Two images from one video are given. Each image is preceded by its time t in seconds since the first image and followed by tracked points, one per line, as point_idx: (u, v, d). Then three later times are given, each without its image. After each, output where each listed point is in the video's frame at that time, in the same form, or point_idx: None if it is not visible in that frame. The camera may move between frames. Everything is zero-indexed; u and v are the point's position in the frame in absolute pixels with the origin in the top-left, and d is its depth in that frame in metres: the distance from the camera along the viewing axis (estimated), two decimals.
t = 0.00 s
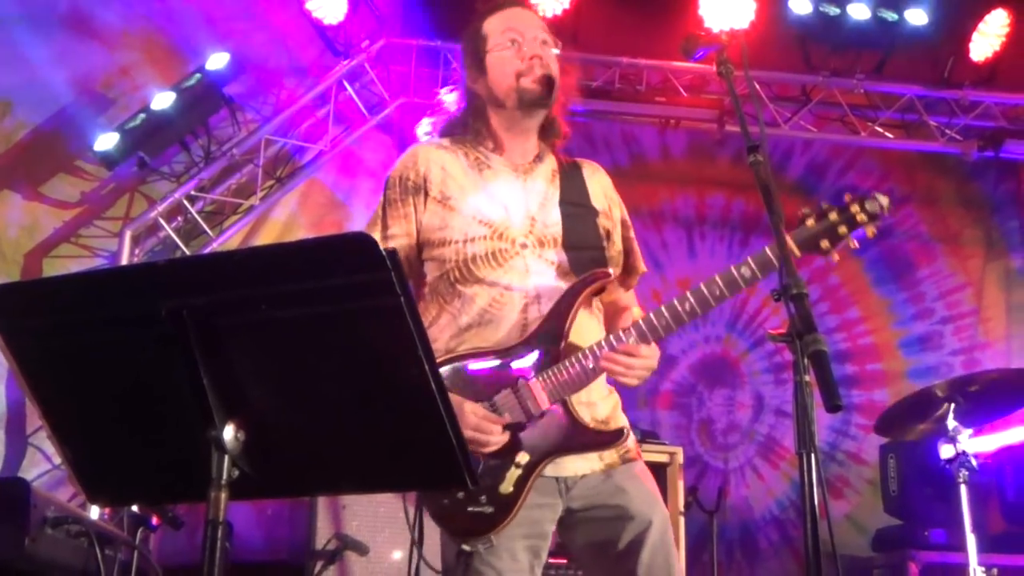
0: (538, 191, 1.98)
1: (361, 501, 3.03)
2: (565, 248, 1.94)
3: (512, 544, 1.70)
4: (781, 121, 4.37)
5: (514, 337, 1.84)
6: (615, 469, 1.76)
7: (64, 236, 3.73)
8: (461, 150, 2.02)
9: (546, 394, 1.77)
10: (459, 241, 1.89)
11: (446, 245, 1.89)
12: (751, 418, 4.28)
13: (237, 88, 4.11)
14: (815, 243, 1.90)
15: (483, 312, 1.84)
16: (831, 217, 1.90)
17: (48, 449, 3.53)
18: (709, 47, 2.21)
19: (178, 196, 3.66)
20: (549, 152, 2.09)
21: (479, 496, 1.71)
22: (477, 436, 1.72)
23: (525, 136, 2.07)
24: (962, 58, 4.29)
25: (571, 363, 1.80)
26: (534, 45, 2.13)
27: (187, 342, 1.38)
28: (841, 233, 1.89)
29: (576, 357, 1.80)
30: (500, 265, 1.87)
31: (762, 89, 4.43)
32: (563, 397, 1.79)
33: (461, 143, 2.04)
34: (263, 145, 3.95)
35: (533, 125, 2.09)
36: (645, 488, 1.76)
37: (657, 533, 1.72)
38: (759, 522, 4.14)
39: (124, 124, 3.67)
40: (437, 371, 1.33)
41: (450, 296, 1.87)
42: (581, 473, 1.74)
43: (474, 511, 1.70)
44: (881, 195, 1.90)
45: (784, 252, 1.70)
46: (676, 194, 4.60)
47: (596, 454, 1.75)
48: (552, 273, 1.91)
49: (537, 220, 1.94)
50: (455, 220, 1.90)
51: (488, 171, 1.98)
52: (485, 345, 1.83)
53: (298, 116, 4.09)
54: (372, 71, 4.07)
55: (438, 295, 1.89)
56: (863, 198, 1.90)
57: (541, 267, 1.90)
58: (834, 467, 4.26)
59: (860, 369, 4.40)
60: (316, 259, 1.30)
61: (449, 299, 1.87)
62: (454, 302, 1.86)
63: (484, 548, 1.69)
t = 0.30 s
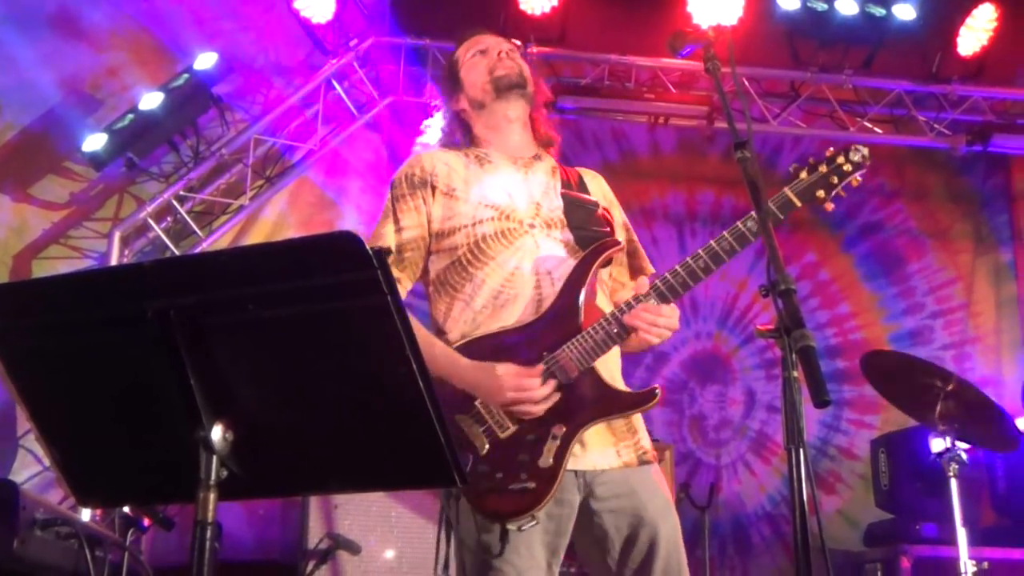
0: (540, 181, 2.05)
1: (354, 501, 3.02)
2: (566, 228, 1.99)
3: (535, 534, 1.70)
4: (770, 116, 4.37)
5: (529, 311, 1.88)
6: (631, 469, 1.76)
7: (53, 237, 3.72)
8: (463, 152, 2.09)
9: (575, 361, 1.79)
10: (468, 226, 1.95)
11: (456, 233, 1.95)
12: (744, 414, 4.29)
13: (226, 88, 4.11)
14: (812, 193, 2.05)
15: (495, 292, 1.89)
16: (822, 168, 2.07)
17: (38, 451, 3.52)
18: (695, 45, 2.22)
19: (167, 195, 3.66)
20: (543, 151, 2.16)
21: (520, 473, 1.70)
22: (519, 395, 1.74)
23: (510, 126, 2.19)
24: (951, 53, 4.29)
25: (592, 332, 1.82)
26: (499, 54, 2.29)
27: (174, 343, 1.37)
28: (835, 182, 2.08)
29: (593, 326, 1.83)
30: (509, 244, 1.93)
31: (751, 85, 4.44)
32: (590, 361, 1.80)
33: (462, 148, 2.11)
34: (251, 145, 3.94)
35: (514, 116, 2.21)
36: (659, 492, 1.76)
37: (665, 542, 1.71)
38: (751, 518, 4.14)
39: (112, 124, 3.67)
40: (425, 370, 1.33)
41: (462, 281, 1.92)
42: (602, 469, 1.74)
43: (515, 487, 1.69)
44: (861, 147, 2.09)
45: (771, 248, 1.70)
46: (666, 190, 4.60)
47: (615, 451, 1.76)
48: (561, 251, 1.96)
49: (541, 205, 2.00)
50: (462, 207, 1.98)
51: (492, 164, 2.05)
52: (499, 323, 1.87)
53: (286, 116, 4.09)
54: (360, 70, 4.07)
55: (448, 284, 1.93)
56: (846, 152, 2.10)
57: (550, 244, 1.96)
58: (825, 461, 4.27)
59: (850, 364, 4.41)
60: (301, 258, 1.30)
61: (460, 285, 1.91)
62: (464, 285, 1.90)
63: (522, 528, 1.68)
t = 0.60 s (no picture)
0: (586, 192, 2.16)
1: (349, 498, 3.03)
2: (610, 240, 2.11)
3: (560, 537, 1.81)
4: (764, 113, 4.37)
5: (572, 315, 2.01)
6: (655, 478, 1.88)
7: (47, 237, 3.71)
8: (514, 159, 2.20)
9: (617, 369, 1.92)
10: (517, 230, 2.06)
11: (505, 235, 2.06)
12: (739, 410, 4.29)
13: (219, 86, 4.09)
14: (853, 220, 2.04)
15: (540, 295, 2.00)
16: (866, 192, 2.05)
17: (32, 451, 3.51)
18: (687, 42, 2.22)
19: (160, 194, 3.64)
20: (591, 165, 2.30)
21: (555, 474, 1.83)
22: (580, 408, 1.84)
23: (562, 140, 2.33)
24: (944, 48, 4.28)
25: (634, 341, 1.95)
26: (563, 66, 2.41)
27: (168, 342, 1.37)
28: (877, 212, 2.04)
29: (636, 335, 1.97)
30: (556, 250, 2.05)
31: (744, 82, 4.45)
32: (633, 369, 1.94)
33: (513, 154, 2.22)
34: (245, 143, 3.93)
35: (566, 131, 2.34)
36: (679, 507, 1.88)
37: (679, 555, 1.83)
38: (747, 514, 4.15)
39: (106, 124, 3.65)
40: (420, 368, 1.33)
41: (508, 282, 2.02)
42: (630, 476, 1.86)
43: (550, 488, 1.81)
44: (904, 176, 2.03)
45: (766, 245, 1.70)
46: (660, 187, 4.60)
47: (643, 460, 1.88)
48: (603, 262, 2.07)
49: (587, 216, 2.12)
50: (511, 212, 2.07)
51: (540, 173, 2.16)
52: (542, 324, 1.99)
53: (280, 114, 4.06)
54: (354, 67, 4.07)
55: (494, 284, 2.04)
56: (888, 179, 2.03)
57: (593, 254, 2.08)
58: (820, 457, 4.28)
59: (845, 360, 4.41)
60: (294, 257, 1.29)
61: (506, 286, 2.02)
62: (511, 287, 2.01)
63: (554, 528, 1.80)
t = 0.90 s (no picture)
0: (654, 212, 2.13)
1: (350, 496, 3.02)
2: (675, 263, 2.09)
3: (594, 541, 1.81)
4: (764, 111, 4.37)
5: (629, 333, 2.00)
6: (691, 492, 1.89)
7: (46, 234, 3.71)
8: (587, 169, 2.16)
9: (661, 392, 1.90)
10: (583, 245, 2.03)
11: (570, 248, 2.03)
12: (739, 409, 4.28)
13: (218, 83, 4.09)
14: (920, 287, 1.97)
15: (598, 311, 1.98)
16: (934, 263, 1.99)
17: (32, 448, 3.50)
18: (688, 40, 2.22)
19: (159, 192, 3.63)
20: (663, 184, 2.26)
21: (586, 482, 1.83)
22: (602, 419, 1.82)
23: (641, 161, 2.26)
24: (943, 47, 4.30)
25: (683, 367, 1.93)
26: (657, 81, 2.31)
27: (169, 341, 1.37)
28: (946, 281, 1.97)
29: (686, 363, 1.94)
30: (619, 268, 2.02)
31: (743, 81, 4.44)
32: (677, 395, 1.91)
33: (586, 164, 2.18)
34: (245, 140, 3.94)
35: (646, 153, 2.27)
36: (710, 520, 1.89)
37: (705, 565, 1.85)
38: (746, 512, 4.16)
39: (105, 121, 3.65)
40: (422, 366, 1.33)
41: (570, 295, 2.00)
42: (666, 489, 1.87)
43: (579, 495, 1.81)
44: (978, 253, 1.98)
45: (767, 244, 1.70)
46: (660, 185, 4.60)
47: (680, 474, 1.89)
48: (664, 286, 2.06)
49: (654, 236, 2.10)
50: (579, 228, 2.04)
51: (613, 188, 2.12)
52: (599, 341, 1.98)
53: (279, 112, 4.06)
54: (353, 65, 4.07)
55: (555, 294, 2.02)
56: (962, 252, 1.99)
57: (656, 275, 2.06)
58: (819, 456, 4.28)
59: (844, 358, 4.41)
60: (295, 254, 1.29)
61: (567, 298, 2.00)
62: (572, 301, 1.99)
63: (580, 532, 1.80)
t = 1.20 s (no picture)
0: (684, 216, 2.13)
1: (351, 494, 3.00)
2: (706, 266, 2.08)
3: (609, 533, 1.81)
4: (767, 109, 4.36)
5: (650, 333, 1.99)
6: (707, 493, 1.86)
7: (47, 231, 3.70)
8: (617, 174, 2.17)
9: (679, 389, 1.91)
10: (607, 246, 2.04)
11: (595, 248, 2.05)
12: (739, 407, 4.28)
13: (221, 80, 4.08)
14: (952, 301, 2.08)
15: (620, 311, 1.99)
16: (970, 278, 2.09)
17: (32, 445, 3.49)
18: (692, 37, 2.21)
19: (161, 188, 3.63)
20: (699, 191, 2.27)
21: (597, 475, 1.85)
22: (611, 411, 1.83)
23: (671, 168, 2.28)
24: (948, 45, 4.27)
25: (703, 367, 1.94)
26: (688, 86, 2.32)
27: (171, 338, 1.36)
28: (979, 295, 2.08)
29: (707, 363, 1.94)
30: (643, 268, 2.02)
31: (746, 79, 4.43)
32: (695, 394, 1.92)
33: (618, 169, 2.20)
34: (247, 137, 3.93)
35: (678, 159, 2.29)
36: (726, 521, 1.86)
37: (717, 565, 1.82)
38: (747, 511, 4.15)
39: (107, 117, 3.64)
40: (426, 364, 1.33)
41: (592, 293, 2.02)
42: (680, 487, 1.85)
43: (586, 486, 1.85)
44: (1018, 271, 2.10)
45: (772, 242, 1.69)
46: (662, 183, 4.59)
47: (696, 473, 1.87)
48: (689, 287, 2.05)
49: (681, 238, 2.09)
50: (605, 229, 2.06)
51: (642, 192, 2.13)
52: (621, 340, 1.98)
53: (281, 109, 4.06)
54: (355, 62, 4.06)
55: (579, 292, 2.04)
56: (1000, 270, 2.10)
57: (681, 277, 2.05)
58: (821, 455, 4.26)
59: (846, 357, 4.39)
60: (298, 251, 1.29)
61: (590, 296, 2.02)
62: (594, 299, 2.01)
63: (589, 524, 1.81)
